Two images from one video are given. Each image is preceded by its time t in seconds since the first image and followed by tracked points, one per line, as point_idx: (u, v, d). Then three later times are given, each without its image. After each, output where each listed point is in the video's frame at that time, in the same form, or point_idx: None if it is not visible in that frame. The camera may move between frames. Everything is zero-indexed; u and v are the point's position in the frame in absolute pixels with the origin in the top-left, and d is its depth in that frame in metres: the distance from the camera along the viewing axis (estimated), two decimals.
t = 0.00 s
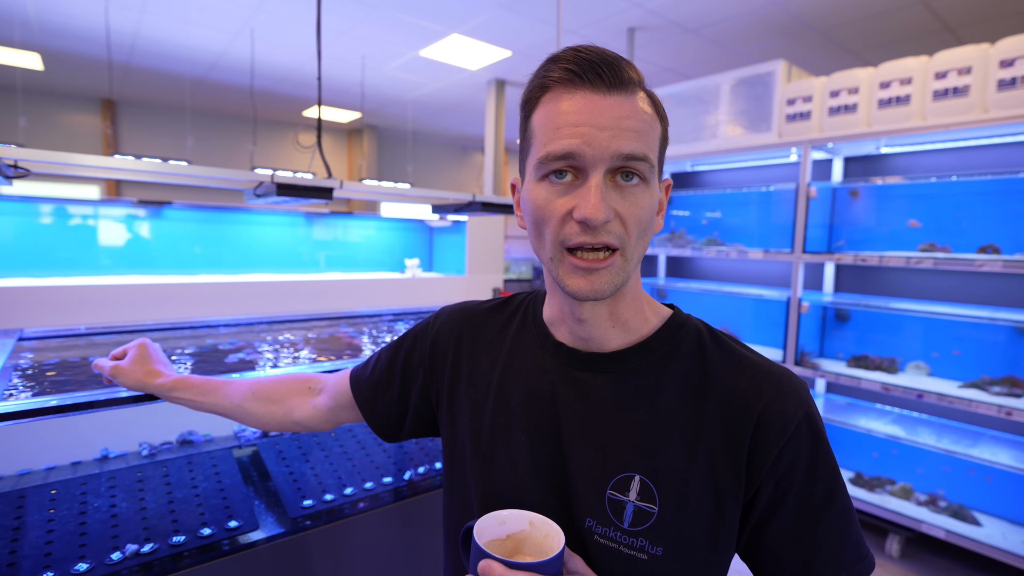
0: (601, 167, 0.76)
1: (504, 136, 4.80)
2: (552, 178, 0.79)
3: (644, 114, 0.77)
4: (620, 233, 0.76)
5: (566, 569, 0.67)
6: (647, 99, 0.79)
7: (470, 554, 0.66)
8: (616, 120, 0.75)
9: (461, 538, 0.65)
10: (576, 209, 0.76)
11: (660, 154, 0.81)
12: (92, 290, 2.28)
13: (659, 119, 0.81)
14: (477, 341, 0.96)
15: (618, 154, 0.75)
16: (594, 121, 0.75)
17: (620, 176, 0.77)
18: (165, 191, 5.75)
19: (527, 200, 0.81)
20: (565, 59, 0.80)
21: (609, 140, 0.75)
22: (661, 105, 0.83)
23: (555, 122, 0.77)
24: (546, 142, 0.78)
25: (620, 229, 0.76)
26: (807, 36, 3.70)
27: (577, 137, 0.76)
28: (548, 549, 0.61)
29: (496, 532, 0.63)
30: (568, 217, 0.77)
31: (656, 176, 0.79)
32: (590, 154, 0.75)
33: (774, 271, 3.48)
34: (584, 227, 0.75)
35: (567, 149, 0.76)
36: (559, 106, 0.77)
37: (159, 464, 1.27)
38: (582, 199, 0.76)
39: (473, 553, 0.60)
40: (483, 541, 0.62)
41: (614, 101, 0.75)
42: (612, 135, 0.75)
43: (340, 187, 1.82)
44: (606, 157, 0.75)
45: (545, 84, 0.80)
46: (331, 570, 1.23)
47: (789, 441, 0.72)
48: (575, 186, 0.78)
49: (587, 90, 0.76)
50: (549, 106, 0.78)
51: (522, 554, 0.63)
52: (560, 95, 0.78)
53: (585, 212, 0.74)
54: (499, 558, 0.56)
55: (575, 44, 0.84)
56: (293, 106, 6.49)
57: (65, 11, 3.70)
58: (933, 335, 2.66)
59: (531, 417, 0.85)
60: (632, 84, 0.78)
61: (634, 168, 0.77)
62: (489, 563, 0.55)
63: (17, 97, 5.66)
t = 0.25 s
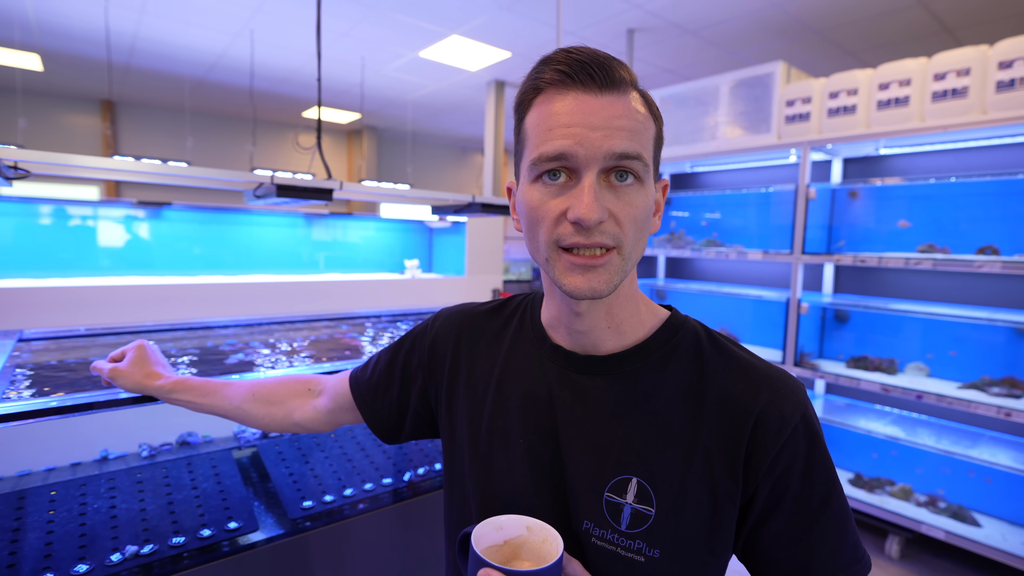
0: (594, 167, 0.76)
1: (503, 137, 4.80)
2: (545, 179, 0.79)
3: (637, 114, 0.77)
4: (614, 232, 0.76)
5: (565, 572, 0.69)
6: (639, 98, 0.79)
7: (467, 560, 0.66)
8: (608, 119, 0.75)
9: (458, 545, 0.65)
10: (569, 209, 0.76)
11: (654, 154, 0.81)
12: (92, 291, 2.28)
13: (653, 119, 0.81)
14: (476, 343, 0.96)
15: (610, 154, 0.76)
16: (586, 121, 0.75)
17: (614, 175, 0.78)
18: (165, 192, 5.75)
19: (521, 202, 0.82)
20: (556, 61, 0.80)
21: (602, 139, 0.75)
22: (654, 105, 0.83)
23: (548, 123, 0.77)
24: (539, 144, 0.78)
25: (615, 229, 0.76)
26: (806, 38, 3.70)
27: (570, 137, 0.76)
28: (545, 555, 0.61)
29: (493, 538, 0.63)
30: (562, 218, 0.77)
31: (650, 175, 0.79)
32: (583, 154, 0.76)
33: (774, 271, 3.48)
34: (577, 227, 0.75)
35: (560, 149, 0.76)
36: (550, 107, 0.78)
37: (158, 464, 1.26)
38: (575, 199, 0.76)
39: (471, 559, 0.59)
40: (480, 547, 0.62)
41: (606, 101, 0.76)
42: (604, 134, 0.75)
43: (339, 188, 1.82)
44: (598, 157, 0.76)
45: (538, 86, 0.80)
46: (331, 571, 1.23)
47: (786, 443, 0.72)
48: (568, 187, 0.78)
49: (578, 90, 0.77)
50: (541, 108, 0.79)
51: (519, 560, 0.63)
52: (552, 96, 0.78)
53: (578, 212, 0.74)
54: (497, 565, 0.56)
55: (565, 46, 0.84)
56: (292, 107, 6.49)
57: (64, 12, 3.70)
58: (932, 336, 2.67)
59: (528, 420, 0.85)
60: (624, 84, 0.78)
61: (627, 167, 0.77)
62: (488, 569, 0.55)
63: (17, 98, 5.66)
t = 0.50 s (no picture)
0: (591, 167, 0.76)
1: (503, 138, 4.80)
2: (542, 180, 0.79)
3: (633, 113, 0.77)
4: (613, 232, 0.76)
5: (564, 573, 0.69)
6: (635, 97, 0.79)
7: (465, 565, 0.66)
8: (605, 119, 0.75)
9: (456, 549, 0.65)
10: (567, 210, 0.76)
11: (652, 153, 0.81)
12: (92, 293, 2.28)
13: (649, 118, 0.81)
14: (474, 345, 0.96)
15: (607, 153, 0.76)
16: (582, 121, 0.75)
17: (611, 175, 0.78)
18: (165, 194, 5.76)
19: (518, 203, 0.82)
20: (552, 62, 0.80)
21: (598, 139, 0.75)
22: (651, 104, 0.83)
23: (544, 124, 0.78)
24: (535, 144, 0.78)
25: (613, 228, 0.76)
26: (806, 39, 3.71)
27: (566, 137, 0.76)
28: (545, 559, 0.61)
29: (492, 542, 0.63)
30: (560, 218, 0.77)
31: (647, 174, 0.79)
32: (579, 154, 0.76)
33: (774, 272, 3.48)
34: (575, 227, 0.75)
35: (556, 150, 0.76)
36: (547, 107, 0.78)
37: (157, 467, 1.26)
38: (572, 199, 0.76)
39: (469, 564, 0.59)
40: (479, 552, 0.62)
41: (602, 101, 0.76)
42: (601, 133, 0.75)
43: (339, 190, 1.82)
44: (595, 156, 0.76)
45: (534, 87, 0.80)
46: (329, 573, 1.23)
47: (786, 446, 0.72)
48: (565, 187, 0.78)
49: (574, 90, 0.77)
50: (537, 109, 0.79)
51: (518, 564, 0.63)
52: (548, 97, 0.78)
53: (575, 212, 0.74)
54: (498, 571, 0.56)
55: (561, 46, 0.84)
56: (292, 109, 6.49)
57: (64, 14, 3.71)
58: (932, 337, 2.67)
59: (527, 423, 0.85)
60: (620, 83, 0.78)
61: (624, 167, 0.77)
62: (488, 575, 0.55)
63: (17, 100, 5.67)
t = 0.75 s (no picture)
0: (591, 167, 0.76)
1: (503, 140, 4.81)
2: (541, 180, 0.79)
3: (633, 114, 0.77)
4: (612, 234, 0.76)
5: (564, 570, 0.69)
6: (636, 97, 0.79)
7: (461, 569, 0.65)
8: (605, 119, 0.75)
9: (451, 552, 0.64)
10: (566, 211, 0.76)
11: (651, 154, 0.81)
12: (91, 294, 2.27)
13: (649, 119, 0.81)
14: (472, 347, 0.96)
15: (607, 154, 0.76)
16: (582, 122, 0.75)
17: (611, 176, 0.78)
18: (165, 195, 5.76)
19: (517, 204, 0.82)
20: (552, 61, 0.80)
21: (598, 139, 0.75)
22: (651, 105, 0.83)
23: (543, 124, 0.78)
24: (534, 145, 0.78)
25: (612, 230, 0.76)
26: (805, 41, 3.71)
27: (565, 138, 0.76)
28: (542, 563, 0.61)
29: (489, 546, 0.63)
30: (559, 220, 0.77)
31: (647, 174, 0.79)
32: (579, 154, 0.76)
33: (774, 273, 3.49)
34: (574, 228, 0.75)
35: (556, 151, 0.76)
36: (547, 107, 0.78)
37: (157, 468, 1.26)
38: (572, 200, 0.76)
39: (467, 567, 0.59)
40: (475, 556, 0.61)
41: (602, 101, 0.76)
42: (601, 134, 0.75)
43: (339, 192, 1.82)
44: (594, 157, 0.76)
45: (533, 87, 0.80)
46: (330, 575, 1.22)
47: (786, 450, 0.72)
48: (565, 188, 0.78)
49: (574, 90, 0.77)
50: (537, 109, 0.79)
51: (515, 568, 0.62)
52: (548, 97, 0.78)
53: (575, 213, 0.74)
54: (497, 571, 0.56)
55: (561, 46, 0.84)
56: (292, 111, 6.50)
57: (64, 16, 3.72)
58: (932, 338, 2.67)
59: (525, 426, 0.85)
60: (620, 83, 0.78)
61: (624, 168, 0.77)
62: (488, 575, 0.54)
63: (17, 102, 5.68)
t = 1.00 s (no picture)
0: (587, 167, 0.76)
1: (502, 142, 4.81)
2: (538, 180, 0.79)
3: (631, 113, 0.77)
4: (608, 234, 0.76)
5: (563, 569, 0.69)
6: (633, 96, 0.79)
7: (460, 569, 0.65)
8: (601, 119, 0.75)
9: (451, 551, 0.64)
10: (562, 211, 0.76)
11: (649, 154, 0.81)
12: (90, 297, 2.27)
13: (647, 118, 0.81)
14: (471, 348, 0.95)
15: (603, 154, 0.76)
16: (578, 121, 0.75)
17: (607, 176, 0.78)
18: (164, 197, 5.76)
19: (514, 204, 0.82)
20: (549, 60, 0.80)
21: (594, 139, 0.75)
22: (650, 103, 0.83)
23: (539, 123, 0.78)
24: (531, 145, 0.78)
25: (609, 230, 0.76)
26: (804, 42, 3.72)
27: (561, 138, 0.76)
28: (542, 562, 0.61)
29: (488, 545, 0.63)
30: (555, 220, 0.77)
31: (644, 174, 0.79)
32: (575, 154, 0.76)
33: (773, 275, 3.49)
34: (570, 229, 0.75)
35: (552, 150, 0.76)
36: (543, 107, 0.78)
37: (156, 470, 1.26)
38: (567, 201, 0.76)
39: (467, 566, 0.59)
40: (476, 555, 0.61)
41: (599, 100, 0.76)
42: (596, 134, 0.75)
43: (338, 194, 1.82)
44: (590, 157, 0.76)
45: (530, 86, 0.80)
46: None
47: (787, 450, 0.72)
48: (560, 188, 0.78)
49: (570, 89, 0.77)
50: (533, 108, 0.79)
51: (515, 567, 0.62)
52: (545, 95, 0.78)
53: (570, 214, 0.74)
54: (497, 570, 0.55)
55: (559, 44, 0.84)
56: (292, 113, 6.51)
57: (64, 19, 3.72)
58: (932, 339, 2.67)
59: (525, 426, 0.84)
60: (617, 82, 0.78)
61: (620, 168, 0.77)
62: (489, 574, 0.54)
63: (17, 105, 5.68)
